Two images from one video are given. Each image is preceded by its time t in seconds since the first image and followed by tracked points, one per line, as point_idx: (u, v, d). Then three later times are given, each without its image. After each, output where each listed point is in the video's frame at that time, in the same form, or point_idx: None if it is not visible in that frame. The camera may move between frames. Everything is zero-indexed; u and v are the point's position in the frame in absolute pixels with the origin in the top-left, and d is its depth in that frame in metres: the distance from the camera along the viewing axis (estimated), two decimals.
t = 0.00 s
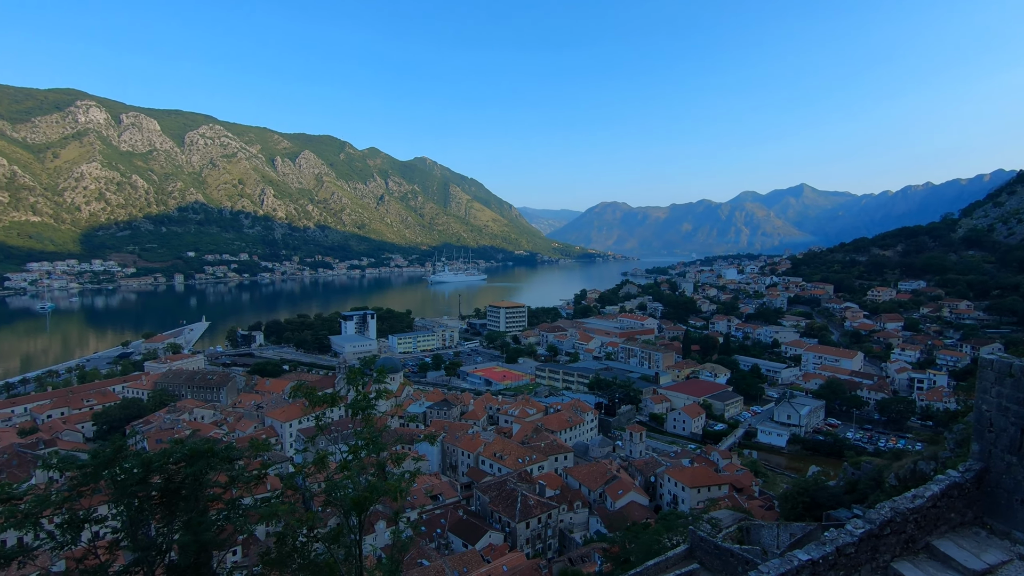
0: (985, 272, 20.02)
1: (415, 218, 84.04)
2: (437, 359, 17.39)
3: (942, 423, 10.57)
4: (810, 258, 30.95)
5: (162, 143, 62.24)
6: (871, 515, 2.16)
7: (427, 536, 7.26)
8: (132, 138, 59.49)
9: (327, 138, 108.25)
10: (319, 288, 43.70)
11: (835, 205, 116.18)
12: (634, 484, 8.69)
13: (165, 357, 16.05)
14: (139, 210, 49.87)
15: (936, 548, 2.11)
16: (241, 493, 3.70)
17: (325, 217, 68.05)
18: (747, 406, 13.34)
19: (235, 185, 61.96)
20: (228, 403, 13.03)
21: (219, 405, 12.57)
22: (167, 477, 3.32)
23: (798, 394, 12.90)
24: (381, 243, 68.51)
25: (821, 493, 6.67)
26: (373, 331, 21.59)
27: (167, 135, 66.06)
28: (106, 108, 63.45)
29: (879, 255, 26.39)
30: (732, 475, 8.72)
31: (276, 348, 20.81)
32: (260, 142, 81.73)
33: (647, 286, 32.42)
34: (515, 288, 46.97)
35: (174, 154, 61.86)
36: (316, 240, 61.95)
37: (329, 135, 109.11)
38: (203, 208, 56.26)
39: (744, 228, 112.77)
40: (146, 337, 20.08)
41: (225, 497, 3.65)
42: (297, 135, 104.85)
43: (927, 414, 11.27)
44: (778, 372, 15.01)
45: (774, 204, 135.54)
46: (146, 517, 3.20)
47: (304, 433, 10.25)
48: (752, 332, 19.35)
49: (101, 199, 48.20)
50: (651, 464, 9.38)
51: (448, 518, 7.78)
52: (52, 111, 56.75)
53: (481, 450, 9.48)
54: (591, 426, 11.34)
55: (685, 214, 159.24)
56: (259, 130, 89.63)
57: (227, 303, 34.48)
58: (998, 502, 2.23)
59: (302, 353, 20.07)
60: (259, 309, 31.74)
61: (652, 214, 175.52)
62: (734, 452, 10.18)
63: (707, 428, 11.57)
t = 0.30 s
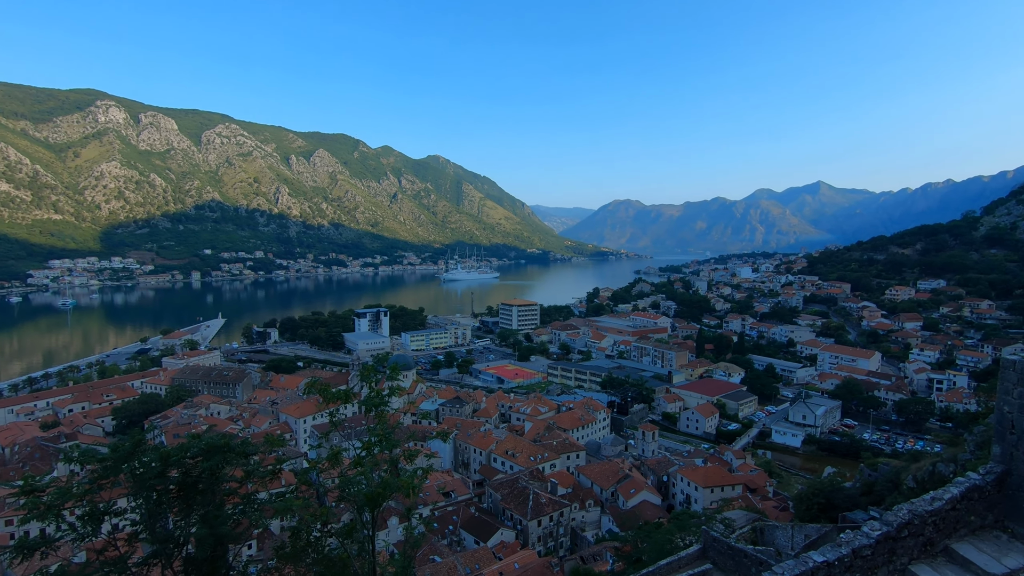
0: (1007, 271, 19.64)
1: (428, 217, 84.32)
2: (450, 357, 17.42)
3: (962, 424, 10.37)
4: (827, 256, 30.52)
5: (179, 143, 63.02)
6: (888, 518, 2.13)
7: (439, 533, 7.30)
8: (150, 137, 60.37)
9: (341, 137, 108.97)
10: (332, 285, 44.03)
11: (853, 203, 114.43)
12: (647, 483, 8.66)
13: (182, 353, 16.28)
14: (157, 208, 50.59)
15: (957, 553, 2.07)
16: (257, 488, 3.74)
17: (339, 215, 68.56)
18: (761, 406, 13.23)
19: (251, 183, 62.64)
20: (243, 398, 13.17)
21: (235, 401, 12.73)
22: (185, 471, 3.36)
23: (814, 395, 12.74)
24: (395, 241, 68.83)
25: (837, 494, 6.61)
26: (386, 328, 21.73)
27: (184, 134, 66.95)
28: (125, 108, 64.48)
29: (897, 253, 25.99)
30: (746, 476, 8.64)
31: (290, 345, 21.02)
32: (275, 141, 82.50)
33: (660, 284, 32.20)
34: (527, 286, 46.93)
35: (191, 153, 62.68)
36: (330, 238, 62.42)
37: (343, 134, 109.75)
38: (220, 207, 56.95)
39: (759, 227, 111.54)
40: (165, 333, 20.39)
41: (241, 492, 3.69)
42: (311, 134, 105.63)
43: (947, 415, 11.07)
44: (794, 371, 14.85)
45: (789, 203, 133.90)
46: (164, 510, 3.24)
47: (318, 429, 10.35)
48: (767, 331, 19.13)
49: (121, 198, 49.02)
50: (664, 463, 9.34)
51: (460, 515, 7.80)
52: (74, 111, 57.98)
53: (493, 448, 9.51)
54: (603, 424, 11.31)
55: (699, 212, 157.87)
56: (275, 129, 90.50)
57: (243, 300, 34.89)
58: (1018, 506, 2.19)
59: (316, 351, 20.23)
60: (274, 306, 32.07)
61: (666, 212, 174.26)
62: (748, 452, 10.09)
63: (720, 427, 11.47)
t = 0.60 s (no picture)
0: None
1: (442, 215, 84.57)
2: (463, 354, 17.46)
3: (984, 426, 10.15)
4: (844, 254, 30.05)
5: (196, 142, 63.82)
6: (907, 520, 2.11)
7: (452, 529, 7.34)
8: (169, 137, 61.29)
9: (356, 135, 109.69)
10: (347, 283, 44.36)
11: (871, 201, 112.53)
12: (660, 483, 8.61)
13: (200, 350, 16.52)
14: (175, 207, 51.38)
15: (977, 556, 2.03)
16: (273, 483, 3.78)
17: (353, 213, 69.05)
18: (777, 406, 13.09)
19: (267, 182, 63.32)
20: (259, 394, 13.33)
21: (251, 397, 12.90)
22: (203, 465, 3.41)
23: (830, 395, 12.57)
24: (408, 239, 69.13)
25: (854, 496, 6.53)
26: (400, 326, 21.85)
27: (201, 134, 67.85)
28: (145, 108, 65.57)
29: (917, 252, 25.53)
30: (761, 477, 8.56)
31: (305, 342, 21.23)
32: (291, 140, 83.27)
33: (675, 283, 31.97)
34: (540, 284, 46.86)
35: (208, 152, 63.46)
36: (344, 236, 62.87)
37: (357, 132, 110.44)
38: (236, 205, 57.63)
39: (775, 225, 110.19)
40: (183, 329, 20.71)
41: (257, 487, 3.74)
42: (326, 133, 106.47)
43: (968, 417, 10.86)
44: (810, 371, 14.66)
45: (806, 200, 132.05)
46: (182, 504, 3.28)
47: (332, 426, 10.45)
48: (783, 330, 18.92)
49: (140, 196, 49.83)
50: (678, 463, 9.29)
51: (472, 512, 7.83)
52: (95, 111, 59.11)
53: (506, 446, 9.52)
54: (616, 423, 11.27)
55: (714, 210, 156.39)
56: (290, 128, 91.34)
57: (259, 297, 35.26)
58: None
59: (331, 348, 20.41)
60: (289, 304, 32.41)
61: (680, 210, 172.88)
62: (763, 453, 9.99)
63: (735, 427, 11.36)
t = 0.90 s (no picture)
0: None
1: (455, 212, 84.75)
2: (475, 352, 17.49)
3: (1005, 429, 9.95)
4: (862, 253, 29.59)
5: (213, 140, 64.59)
6: (925, 522, 2.09)
7: (464, 526, 7.37)
8: (186, 135, 62.11)
9: (370, 134, 110.37)
10: (360, 281, 44.62)
11: (890, 198, 110.62)
12: (673, 482, 8.56)
13: (216, 346, 16.75)
14: (192, 205, 52.10)
15: (997, 560, 1.99)
16: (288, 477, 3.81)
17: (367, 211, 69.48)
18: (792, 407, 12.94)
19: (282, 179, 63.95)
20: (274, 390, 13.48)
21: (266, 392, 13.06)
22: (219, 459, 3.45)
23: (847, 395, 12.41)
24: (421, 237, 69.39)
25: (870, 498, 6.44)
26: (412, 324, 21.97)
27: (218, 133, 68.68)
28: (163, 107, 66.51)
29: (937, 250, 25.09)
30: (775, 477, 8.48)
31: (319, 339, 21.41)
32: (306, 138, 83.99)
33: (688, 281, 31.74)
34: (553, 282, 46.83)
35: (225, 151, 64.21)
36: (358, 234, 63.29)
37: (371, 131, 111.05)
38: (252, 203, 58.24)
39: (791, 223, 108.85)
40: (199, 326, 21.01)
41: (273, 480, 3.78)
42: (340, 131, 107.20)
43: (989, 419, 10.64)
44: (826, 371, 14.48)
45: (823, 198, 130.24)
46: (199, 497, 3.32)
47: (346, 422, 10.54)
48: (799, 329, 18.69)
49: (158, 194, 50.58)
50: (691, 462, 9.22)
51: (484, 509, 7.85)
52: (115, 111, 60.14)
53: (518, 443, 9.53)
54: (629, 422, 11.22)
55: (729, 208, 154.86)
56: (305, 127, 92.10)
57: (274, 294, 35.64)
58: None
59: (344, 344, 20.59)
60: (304, 301, 32.74)
61: (694, 208, 171.50)
62: (777, 453, 9.90)
63: (749, 427, 11.26)
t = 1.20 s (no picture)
0: None
1: (467, 210, 84.87)
2: (487, 349, 17.53)
3: None
4: (881, 251, 29.12)
5: (229, 138, 65.32)
6: (944, 525, 2.10)
7: (475, 522, 7.39)
8: (203, 133, 62.88)
9: (383, 131, 110.81)
10: (373, 277, 44.86)
11: (909, 195, 108.58)
12: (685, 481, 8.51)
13: (232, 341, 16.95)
14: (209, 202, 52.79)
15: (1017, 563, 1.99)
16: (302, 472, 3.85)
17: (380, 208, 69.85)
18: (807, 406, 12.81)
19: (297, 177, 64.49)
20: (289, 385, 13.61)
21: (281, 387, 13.21)
22: (235, 453, 3.49)
23: (864, 395, 12.24)
24: (433, 234, 69.57)
25: (887, 499, 6.35)
26: (425, 320, 22.08)
27: (234, 131, 69.47)
28: (180, 105, 67.41)
29: (958, 248, 24.63)
30: (789, 477, 8.40)
31: (333, 335, 21.59)
32: (320, 136, 84.62)
33: (702, 279, 31.51)
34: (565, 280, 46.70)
35: (241, 149, 64.89)
36: (371, 231, 63.63)
37: (384, 128, 111.53)
38: (267, 200, 58.83)
39: (807, 220, 107.44)
40: (216, 321, 21.30)
41: (287, 475, 3.81)
42: (354, 128, 107.79)
43: (1010, 421, 10.45)
44: (842, 371, 14.30)
45: (840, 196, 128.34)
46: (215, 490, 3.36)
47: (359, 418, 10.63)
48: (815, 328, 18.46)
49: (176, 192, 51.29)
50: (704, 461, 9.16)
51: (496, 505, 7.88)
52: (134, 109, 61.05)
53: (530, 440, 9.53)
54: (641, 420, 11.16)
55: (743, 205, 153.27)
56: (319, 125, 92.77)
57: (288, 290, 36.00)
58: None
59: (358, 341, 20.73)
60: (318, 297, 32.98)
61: (708, 206, 169.85)
62: (792, 453, 9.80)
63: (763, 427, 11.15)
